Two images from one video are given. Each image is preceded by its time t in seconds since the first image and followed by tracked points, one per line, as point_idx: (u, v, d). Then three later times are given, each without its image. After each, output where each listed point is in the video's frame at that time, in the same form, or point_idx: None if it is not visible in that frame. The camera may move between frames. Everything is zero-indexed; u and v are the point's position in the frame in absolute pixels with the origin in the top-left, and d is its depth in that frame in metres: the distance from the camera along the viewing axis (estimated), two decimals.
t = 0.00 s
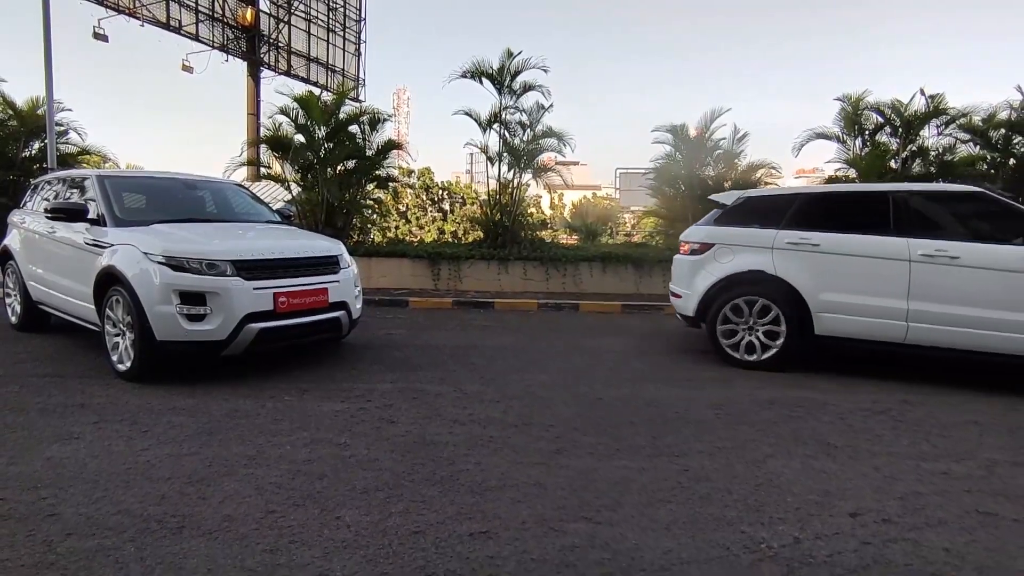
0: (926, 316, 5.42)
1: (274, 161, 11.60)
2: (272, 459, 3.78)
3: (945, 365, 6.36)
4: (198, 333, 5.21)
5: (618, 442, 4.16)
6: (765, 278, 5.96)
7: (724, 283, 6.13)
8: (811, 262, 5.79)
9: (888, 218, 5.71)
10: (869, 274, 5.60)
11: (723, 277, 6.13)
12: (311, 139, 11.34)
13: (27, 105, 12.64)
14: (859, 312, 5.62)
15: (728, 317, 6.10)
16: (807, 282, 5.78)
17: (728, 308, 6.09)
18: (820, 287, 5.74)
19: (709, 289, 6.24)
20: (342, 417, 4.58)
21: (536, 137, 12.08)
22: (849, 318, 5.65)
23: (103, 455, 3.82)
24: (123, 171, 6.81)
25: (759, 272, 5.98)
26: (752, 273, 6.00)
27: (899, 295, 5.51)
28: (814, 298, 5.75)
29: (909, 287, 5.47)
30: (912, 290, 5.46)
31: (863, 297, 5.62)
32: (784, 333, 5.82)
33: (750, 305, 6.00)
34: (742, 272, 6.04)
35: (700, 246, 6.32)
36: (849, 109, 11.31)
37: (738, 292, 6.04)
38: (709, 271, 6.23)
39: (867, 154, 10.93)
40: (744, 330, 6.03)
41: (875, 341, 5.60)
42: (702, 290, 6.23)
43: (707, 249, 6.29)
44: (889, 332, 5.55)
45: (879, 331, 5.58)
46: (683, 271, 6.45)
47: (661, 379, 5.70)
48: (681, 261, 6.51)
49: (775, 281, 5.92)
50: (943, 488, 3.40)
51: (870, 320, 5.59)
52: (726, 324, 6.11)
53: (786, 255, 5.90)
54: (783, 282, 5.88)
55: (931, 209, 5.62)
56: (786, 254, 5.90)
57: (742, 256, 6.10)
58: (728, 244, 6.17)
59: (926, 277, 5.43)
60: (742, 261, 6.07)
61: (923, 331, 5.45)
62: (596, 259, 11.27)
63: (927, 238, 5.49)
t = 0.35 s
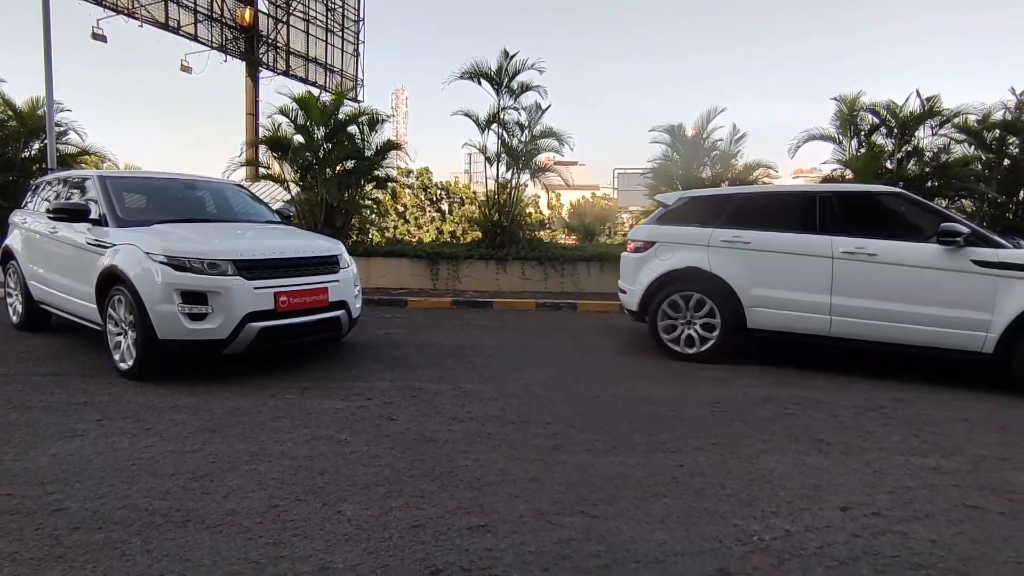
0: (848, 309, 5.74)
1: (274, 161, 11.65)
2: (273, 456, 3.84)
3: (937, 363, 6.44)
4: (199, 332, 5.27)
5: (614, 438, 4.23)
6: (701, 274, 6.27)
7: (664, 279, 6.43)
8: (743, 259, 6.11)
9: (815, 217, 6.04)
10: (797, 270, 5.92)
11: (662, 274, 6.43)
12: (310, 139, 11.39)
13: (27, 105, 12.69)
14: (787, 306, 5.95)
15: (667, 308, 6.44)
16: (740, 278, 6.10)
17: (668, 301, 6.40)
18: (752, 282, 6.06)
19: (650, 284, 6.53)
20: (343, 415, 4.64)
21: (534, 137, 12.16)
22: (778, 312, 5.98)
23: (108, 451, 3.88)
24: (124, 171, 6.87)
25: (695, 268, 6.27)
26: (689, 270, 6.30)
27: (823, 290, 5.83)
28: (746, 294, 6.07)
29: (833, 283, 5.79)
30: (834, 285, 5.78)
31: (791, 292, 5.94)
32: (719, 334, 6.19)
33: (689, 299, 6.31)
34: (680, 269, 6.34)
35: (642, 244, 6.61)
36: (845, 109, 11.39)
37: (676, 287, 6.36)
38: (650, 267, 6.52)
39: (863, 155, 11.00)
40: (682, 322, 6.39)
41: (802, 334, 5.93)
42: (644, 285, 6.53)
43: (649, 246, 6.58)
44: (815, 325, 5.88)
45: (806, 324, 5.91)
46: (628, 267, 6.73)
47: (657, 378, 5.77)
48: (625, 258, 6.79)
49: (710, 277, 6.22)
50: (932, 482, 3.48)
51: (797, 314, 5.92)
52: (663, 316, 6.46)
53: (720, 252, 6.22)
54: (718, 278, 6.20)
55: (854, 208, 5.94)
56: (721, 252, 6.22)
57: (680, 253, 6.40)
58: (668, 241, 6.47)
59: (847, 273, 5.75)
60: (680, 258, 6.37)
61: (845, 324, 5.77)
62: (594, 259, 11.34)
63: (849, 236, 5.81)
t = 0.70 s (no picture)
0: (785, 304, 6.00)
1: (273, 160, 11.70)
2: (276, 452, 3.89)
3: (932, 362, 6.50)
4: (202, 330, 5.32)
5: (613, 435, 4.29)
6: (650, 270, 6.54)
7: (615, 275, 6.71)
8: (688, 256, 6.38)
9: (757, 216, 6.30)
10: (738, 268, 6.19)
11: (615, 270, 6.71)
12: (310, 139, 11.45)
13: (27, 105, 12.72)
14: (730, 301, 6.22)
15: (618, 306, 6.72)
16: (686, 274, 6.38)
17: (623, 297, 6.67)
18: (697, 279, 6.34)
19: (604, 280, 6.82)
20: (345, 412, 4.70)
21: (533, 137, 12.23)
22: (721, 307, 6.26)
23: (113, 448, 3.93)
24: (126, 171, 6.91)
25: (644, 265, 6.55)
26: (639, 266, 6.58)
27: (762, 286, 6.10)
28: (691, 290, 6.35)
29: (772, 279, 6.05)
30: (772, 281, 6.04)
31: (735, 288, 6.20)
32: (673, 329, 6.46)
33: (639, 295, 6.61)
34: (630, 266, 6.63)
35: (596, 242, 6.90)
36: (842, 109, 11.43)
37: (627, 284, 6.66)
38: (603, 263, 6.81)
39: (859, 154, 11.05)
40: (633, 319, 6.68)
41: (744, 328, 6.20)
42: (598, 281, 6.82)
43: (603, 244, 6.87)
44: (755, 320, 6.15)
45: (747, 319, 6.18)
46: (584, 264, 7.02)
47: (655, 376, 5.83)
48: (583, 255, 7.07)
49: (658, 273, 6.50)
50: (924, 478, 3.54)
51: (738, 309, 6.19)
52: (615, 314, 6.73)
53: (668, 250, 6.49)
54: (665, 274, 6.47)
55: (794, 208, 6.19)
56: (668, 249, 6.49)
57: (631, 251, 6.68)
58: (620, 239, 6.76)
59: (785, 270, 6.00)
60: (630, 255, 6.65)
61: (782, 318, 6.03)
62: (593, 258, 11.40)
63: (787, 234, 6.06)
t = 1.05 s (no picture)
0: (733, 300, 6.30)
1: (273, 161, 11.74)
2: (280, 450, 3.95)
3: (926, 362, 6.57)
4: (205, 330, 5.38)
5: (610, 432, 4.35)
6: (608, 268, 6.84)
7: (575, 273, 7.02)
8: (644, 255, 6.68)
9: (708, 216, 6.60)
10: (688, 265, 6.50)
11: (575, 268, 7.02)
12: (310, 139, 11.51)
13: (27, 105, 12.75)
14: (682, 297, 6.53)
15: (577, 303, 7.03)
16: (641, 272, 6.69)
17: (587, 294, 6.96)
18: (652, 277, 6.64)
19: (566, 277, 7.12)
20: (347, 411, 4.76)
21: (531, 138, 12.28)
22: (674, 303, 6.56)
23: (119, 445, 3.99)
24: (128, 172, 6.95)
25: (601, 263, 6.86)
26: (596, 264, 6.89)
27: (712, 283, 6.40)
28: (646, 287, 6.65)
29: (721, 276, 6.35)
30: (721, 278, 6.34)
31: (686, 285, 6.51)
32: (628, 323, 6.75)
33: (596, 292, 6.92)
34: (589, 263, 6.93)
35: (557, 240, 7.21)
36: (839, 110, 11.51)
37: (585, 281, 6.97)
38: (564, 261, 7.12)
39: (855, 156, 11.14)
40: (592, 314, 6.98)
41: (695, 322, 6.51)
42: (559, 279, 7.13)
43: (564, 242, 7.18)
44: (706, 315, 6.45)
45: (698, 314, 6.49)
46: (547, 262, 7.33)
47: (653, 375, 5.90)
48: (546, 253, 7.39)
49: (614, 271, 6.81)
50: (918, 474, 3.61)
51: (689, 305, 6.50)
52: (575, 311, 7.04)
53: (624, 248, 6.80)
54: (622, 272, 6.77)
55: (742, 208, 6.48)
56: (625, 248, 6.79)
57: (591, 249, 6.99)
58: (580, 238, 7.07)
59: (733, 267, 6.30)
60: (590, 253, 6.96)
61: (731, 313, 6.33)
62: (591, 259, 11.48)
63: (734, 233, 6.36)
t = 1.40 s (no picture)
0: (689, 297, 6.54)
1: (273, 161, 11.77)
2: (283, 449, 4.00)
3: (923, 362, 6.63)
4: (208, 330, 5.42)
5: (609, 431, 4.40)
6: (571, 266, 7.08)
7: (540, 270, 7.26)
8: (605, 254, 6.92)
9: (666, 216, 6.83)
10: (646, 264, 6.73)
11: (540, 266, 7.26)
12: (310, 140, 11.57)
13: (28, 106, 12.76)
14: (641, 294, 6.76)
15: (543, 300, 7.29)
16: (603, 269, 6.92)
17: (552, 291, 7.21)
18: (612, 274, 6.88)
19: (532, 275, 7.36)
20: (349, 410, 4.80)
21: (531, 139, 12.34)
22: (633, 300, 6.80)
23: (124, 444, 4.03)
24: (130, 173, 6.99)
25: (564, 261, 7.10)
26: (560, 262, 7.13)
27: (669, 280, 6.64)
28: (607, 284, 6.89)
29: (677, 274, 6.59)
30: (677, 275, 6.58)
31: (644, 283, 6.75)
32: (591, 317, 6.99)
33: (559, 289, 7.18)
34: (553, 262, 7.18)
35: (523, 239, 7.45)
36: (838, 110, 11.54)
37: (550, 279, 7.22)
38: (530, 259, 7.37)
39: (854, 156, 11.20)
40: (557, 311, 7.24)
41: (653, 319, 6.74)
42: (525, 276, 7.38)
43: (530, 241, 7.42)
44: (663, 311, 6.69)
45: (656, 310, 6.71)
46: (515, 260, 7.57)
47: (653, 374, 5.95)
48: (514, 252, 7.63)
49: (577, 268, 7.05)
50: (914, 472, 3.65)
51: (648, 301, 6.74)
52: (540, 309, 7.30)
53: (587, 246, 7.03)
54: (584, 270, 7.01)
55: (699, 208, 6.72)
56: (587, 247, 7.02)
57: (555, 248, 7.22)
58: (545, 236, 7.30)
59: (688, 266, 6.54)
60: (554, 252, 7.20)
61: (687, 309, 6.57)
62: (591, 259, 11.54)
63: (690, 232, 6.59)
